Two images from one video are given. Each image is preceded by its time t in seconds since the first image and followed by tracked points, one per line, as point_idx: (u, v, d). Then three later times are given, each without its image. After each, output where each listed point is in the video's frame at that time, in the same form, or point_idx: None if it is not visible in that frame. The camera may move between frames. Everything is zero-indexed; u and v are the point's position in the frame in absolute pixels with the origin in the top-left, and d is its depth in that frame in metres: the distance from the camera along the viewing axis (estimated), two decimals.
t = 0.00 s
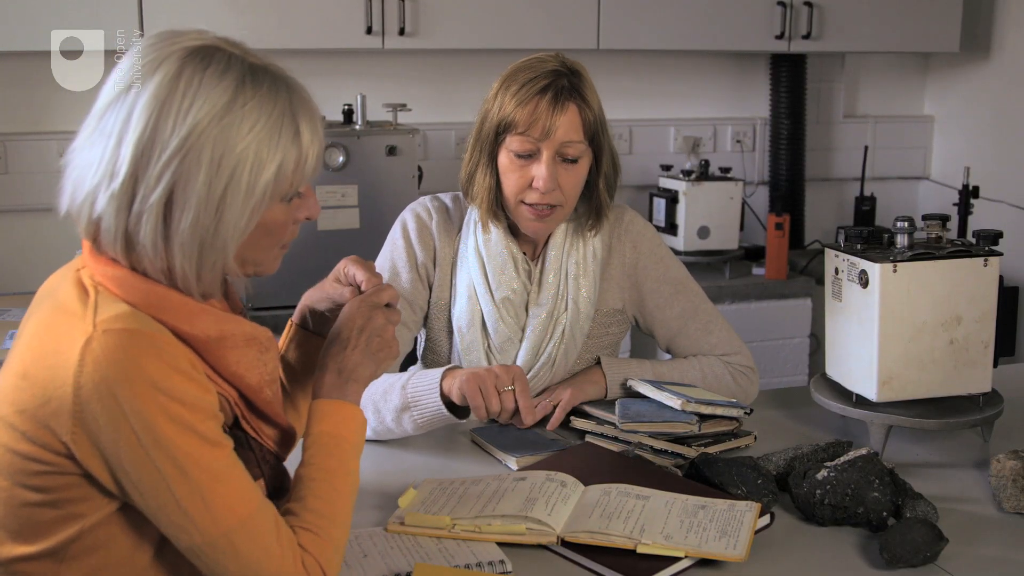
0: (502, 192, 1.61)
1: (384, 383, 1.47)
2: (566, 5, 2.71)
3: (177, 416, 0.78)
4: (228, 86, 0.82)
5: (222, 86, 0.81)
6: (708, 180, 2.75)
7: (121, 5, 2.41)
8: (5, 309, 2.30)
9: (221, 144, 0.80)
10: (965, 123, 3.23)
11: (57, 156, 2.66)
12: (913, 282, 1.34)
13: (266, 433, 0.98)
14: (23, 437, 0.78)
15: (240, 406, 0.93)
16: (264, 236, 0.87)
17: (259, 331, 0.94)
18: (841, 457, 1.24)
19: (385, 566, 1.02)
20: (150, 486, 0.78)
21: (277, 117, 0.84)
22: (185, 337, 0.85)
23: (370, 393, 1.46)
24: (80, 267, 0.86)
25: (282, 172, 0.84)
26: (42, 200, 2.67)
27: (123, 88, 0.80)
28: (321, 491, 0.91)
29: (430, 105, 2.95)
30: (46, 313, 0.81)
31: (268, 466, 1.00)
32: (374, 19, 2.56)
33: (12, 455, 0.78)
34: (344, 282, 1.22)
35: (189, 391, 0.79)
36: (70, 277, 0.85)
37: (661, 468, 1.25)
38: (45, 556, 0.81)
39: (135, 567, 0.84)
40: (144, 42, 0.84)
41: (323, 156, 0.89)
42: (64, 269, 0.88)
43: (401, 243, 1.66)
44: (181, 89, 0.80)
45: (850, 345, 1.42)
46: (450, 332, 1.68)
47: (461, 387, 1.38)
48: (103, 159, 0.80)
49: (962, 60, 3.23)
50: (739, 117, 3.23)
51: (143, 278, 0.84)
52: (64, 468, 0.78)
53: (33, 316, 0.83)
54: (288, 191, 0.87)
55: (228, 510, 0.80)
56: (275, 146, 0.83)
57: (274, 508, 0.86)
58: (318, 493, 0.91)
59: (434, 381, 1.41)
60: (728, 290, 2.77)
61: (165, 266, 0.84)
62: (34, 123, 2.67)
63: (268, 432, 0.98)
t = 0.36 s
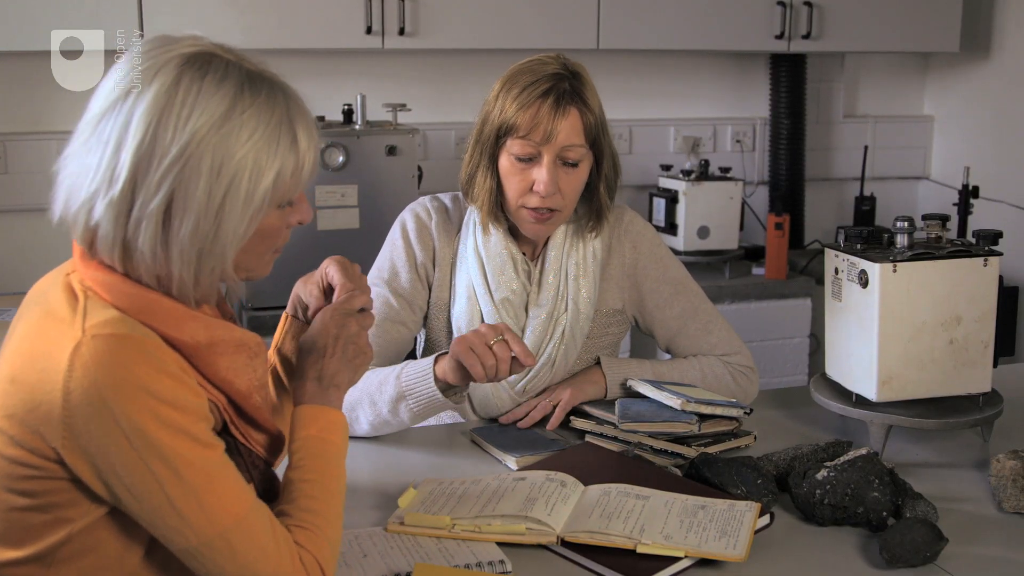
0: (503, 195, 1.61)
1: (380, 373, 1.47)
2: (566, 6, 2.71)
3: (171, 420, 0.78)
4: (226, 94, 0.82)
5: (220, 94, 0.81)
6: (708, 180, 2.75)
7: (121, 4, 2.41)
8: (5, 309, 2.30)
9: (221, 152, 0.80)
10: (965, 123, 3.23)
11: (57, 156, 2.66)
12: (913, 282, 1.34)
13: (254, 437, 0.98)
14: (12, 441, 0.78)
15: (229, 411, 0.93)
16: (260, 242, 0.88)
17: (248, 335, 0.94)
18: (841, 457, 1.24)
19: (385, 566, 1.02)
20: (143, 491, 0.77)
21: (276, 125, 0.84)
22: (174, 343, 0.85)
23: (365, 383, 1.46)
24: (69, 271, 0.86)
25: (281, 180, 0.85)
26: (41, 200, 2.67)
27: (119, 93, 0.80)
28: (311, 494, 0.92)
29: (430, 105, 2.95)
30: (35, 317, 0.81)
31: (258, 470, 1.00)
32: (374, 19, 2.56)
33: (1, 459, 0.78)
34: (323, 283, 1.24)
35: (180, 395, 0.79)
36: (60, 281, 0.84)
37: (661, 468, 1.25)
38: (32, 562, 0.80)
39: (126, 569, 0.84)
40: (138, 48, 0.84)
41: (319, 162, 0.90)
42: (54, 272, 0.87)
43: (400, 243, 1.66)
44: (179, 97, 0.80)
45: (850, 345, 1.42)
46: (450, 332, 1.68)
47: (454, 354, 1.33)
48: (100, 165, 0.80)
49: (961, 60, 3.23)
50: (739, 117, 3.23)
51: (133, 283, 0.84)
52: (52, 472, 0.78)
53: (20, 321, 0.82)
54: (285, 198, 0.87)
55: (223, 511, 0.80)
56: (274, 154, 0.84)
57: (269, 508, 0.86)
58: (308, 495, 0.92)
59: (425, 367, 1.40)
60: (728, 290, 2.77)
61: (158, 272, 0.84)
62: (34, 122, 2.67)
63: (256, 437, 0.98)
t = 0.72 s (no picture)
0: (502, 198, 1.61)
1: (384, 380, 1.46)
2: (566, 5, 2.71)
3: (164, 424, 0.78)
4: (231, 106, 0.81)
5: (225, 108, 0.81)
6: (707, 180, 2.75)
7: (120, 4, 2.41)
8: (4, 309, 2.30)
9: (235, 163, 0.81)
10: (965, 123, 3.23)
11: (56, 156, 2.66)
12: (913, 282, 1.34)
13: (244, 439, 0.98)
14: (3, 446, 0.77)
15: (220, 414, 0.94)
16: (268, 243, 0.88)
17: (240, 340, 0.94)
18: (841, 457, 1.24)
19: (385, 566, 1.02)
20: (136, 495, 0.77)
21: (283, 128, 0.84)
22: (167, 348, 0.85)
23: (369, 389, 1.46)
24: (61, 276, 0.85)
25: (291, 179, 0.86)
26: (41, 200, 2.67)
27: (120, 114, 0.78)
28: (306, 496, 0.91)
29: (430, 106, 2.95)
30: (25, 322, 0.80)
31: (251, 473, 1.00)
32: (374, 19, 2.56)
33: None
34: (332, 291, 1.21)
35: (173, 399, 0.79)
36: (51, 286, 0.84)
37: (661, 468, 1.25)
38: (24, 564, 0.81)
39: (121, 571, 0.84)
40: (129, 63, 0.82)
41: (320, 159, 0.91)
42: (45, 277, 0.87)
43: (400, 243, 1.66)
44: (187, 112, 0.79)
45: (850, 346, 1.42)
46: (449, 332, 1.68)
47: (459, 371, 1.34)
48: (115, 191, 0.79)
49: (962, 60, 3.23)
50: (739, 117, 3.23)
51: (126, 286, 0.83)
52: (42, 477, 0.78)
53: (13, 326, 0.82)
54: (292, 195, 0.88)
55: (218, 513, 0.80)
56: (284, 157, 0.84)
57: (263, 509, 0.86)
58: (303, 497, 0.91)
59: (431, 379, 1.40)
60: (728, 290, 2.77)
61: (182, 283, 0.84)
62: (33, 122, 2.67)
63: (246, 438, 0.99)
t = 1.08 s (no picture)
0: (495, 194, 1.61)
1: (391, 371, 1.47)
2: (566, 5, 2.71)
3: (159, 427, 0.78)
4: (225, 108, 0.81)
5: (219, 109, 0.81)
6: (707, 180, 2.75)
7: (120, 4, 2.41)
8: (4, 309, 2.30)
9: (229, 164, 0.81)
10: (965, 123, 3.23)
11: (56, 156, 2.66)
12: (913, 282, 1.34)
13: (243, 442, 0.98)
14: None
15: (217, 418, 0.93)
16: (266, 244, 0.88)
17: (234, 343, 0.94)
18: (841, 457, 1.24)
19: (385, 566, 1.02)
20: (132, 499, 0.77)
21: (276, 127, 0.85)
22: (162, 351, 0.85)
23: (375, 381, 1.46)
24: (57, 279, 0.85)
25: (286, 177, 0.86)
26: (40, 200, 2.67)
27: (112, 120, 0.78)
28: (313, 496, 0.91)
29: (430, 106, 2.95)
30: (22, 325, 0.81)
31: (247, 475, 1.00)
32: (374, 19, 2.56)
33: None
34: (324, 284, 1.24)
35: (167, 401, 0.79)
36: (48, 289, 0.84)
37: (661, 468, 1.25)
38: (20, 567, 0.81)
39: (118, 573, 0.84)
40: (120, 69, 0.82)
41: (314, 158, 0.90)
42: (43, 280, 0.87)
43: (398, 243, 1.66)
44: (180, 116, 0.79)
45: (850, 346, 1.42)
46: (448, 331, 1.68)
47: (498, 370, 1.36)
48: (111, 197, 0.79)
49: (961, 60, 3.23)
50: (739, 117, 3.23)
51: (121, 292, 0.83)
52: (39, 481, 0.78)
53: (8, 329, 0.82)
54: (288, 193, 0.88)
55: (215, 516, 0.80)
56: (279, 156, 0.85)
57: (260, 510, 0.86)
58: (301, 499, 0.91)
59: (441, 367, 1.42)
60: (727, 290, 2.77)
61: (184, 285, 0.84)
62: (33, 122, 2.67)
63: (244, 442, 0.98)
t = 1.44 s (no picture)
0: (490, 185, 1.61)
1: (401, 381, 1.46)
2: (566, 5, 2.71)
3: (156, 430, 0.78)
4: (224, 106, 0.81)
5: (218, 108, 0.81)
6: (707, 179, 2.74)
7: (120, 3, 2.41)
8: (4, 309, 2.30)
9: (228, 165, 0.81)
10: (965, 123, 3.23)
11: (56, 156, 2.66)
12: (913, 282, 1.34)
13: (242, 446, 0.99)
14: None
15: (215, 421, 0.93)
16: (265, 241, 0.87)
17: (235, 346, 0.94)
18: (841, 456, 1.24)
19: (385, 566, 1.02)
20: (130, 502, 0.77)
21: (275, 126, 0.84)
22: (160, 353, 0.85)
23: (385, 389, 1.45)
24: (57, 279, 0.85)
25: (287, 175, 0.86)
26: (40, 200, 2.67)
27: (111, 121, 0.78)
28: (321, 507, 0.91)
29: (430, 106, 2.95)
30: (20, 327, 0.81)
31: (247, 478, 1.00)
32: (374, 19, 2.56)
33: None
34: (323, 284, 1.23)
35: (165, 405, 0.79)
36: (47, 290, 0.84)
37: (661, 468, 1.25)
38: (19, 569, 0.81)
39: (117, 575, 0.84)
40: (119, 68, 0.82)
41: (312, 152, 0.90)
42: (42, 281, 0.87)
43: (395, 240, 1.66)
44: (178, 116, 0.79)
45: (849, 346, 1.42)
46: (444, 327, 1.68)
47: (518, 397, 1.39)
48: (110, 199, 0.79)
49: (961, 60, 3.24)
50: (738, 116, 3.23)
51: (117, 292, 0.83)
52: (38, 483, 0.78)
53: (7, 328, 0.82)
54: (288, 191, 0.88)
55: (214, 519, 0.80)
56: (278, 156, 0.84)
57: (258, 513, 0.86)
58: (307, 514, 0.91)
59: (455, 389, 1.40)
60: (727, 290, 2.77)
61: (185, 285, 0.84)
62: (33, 122, 2.67)
63: (243, 445, 0.98)
